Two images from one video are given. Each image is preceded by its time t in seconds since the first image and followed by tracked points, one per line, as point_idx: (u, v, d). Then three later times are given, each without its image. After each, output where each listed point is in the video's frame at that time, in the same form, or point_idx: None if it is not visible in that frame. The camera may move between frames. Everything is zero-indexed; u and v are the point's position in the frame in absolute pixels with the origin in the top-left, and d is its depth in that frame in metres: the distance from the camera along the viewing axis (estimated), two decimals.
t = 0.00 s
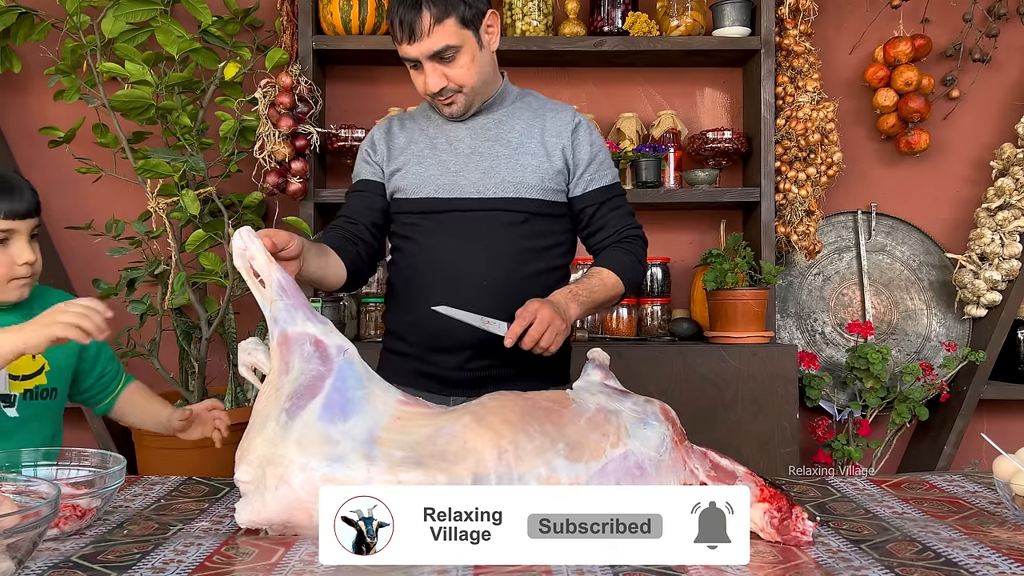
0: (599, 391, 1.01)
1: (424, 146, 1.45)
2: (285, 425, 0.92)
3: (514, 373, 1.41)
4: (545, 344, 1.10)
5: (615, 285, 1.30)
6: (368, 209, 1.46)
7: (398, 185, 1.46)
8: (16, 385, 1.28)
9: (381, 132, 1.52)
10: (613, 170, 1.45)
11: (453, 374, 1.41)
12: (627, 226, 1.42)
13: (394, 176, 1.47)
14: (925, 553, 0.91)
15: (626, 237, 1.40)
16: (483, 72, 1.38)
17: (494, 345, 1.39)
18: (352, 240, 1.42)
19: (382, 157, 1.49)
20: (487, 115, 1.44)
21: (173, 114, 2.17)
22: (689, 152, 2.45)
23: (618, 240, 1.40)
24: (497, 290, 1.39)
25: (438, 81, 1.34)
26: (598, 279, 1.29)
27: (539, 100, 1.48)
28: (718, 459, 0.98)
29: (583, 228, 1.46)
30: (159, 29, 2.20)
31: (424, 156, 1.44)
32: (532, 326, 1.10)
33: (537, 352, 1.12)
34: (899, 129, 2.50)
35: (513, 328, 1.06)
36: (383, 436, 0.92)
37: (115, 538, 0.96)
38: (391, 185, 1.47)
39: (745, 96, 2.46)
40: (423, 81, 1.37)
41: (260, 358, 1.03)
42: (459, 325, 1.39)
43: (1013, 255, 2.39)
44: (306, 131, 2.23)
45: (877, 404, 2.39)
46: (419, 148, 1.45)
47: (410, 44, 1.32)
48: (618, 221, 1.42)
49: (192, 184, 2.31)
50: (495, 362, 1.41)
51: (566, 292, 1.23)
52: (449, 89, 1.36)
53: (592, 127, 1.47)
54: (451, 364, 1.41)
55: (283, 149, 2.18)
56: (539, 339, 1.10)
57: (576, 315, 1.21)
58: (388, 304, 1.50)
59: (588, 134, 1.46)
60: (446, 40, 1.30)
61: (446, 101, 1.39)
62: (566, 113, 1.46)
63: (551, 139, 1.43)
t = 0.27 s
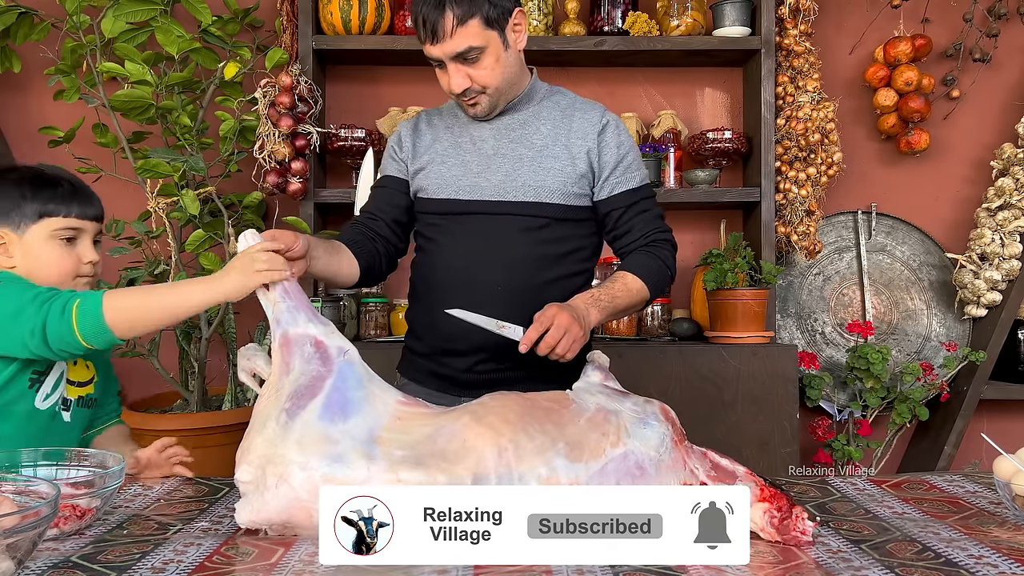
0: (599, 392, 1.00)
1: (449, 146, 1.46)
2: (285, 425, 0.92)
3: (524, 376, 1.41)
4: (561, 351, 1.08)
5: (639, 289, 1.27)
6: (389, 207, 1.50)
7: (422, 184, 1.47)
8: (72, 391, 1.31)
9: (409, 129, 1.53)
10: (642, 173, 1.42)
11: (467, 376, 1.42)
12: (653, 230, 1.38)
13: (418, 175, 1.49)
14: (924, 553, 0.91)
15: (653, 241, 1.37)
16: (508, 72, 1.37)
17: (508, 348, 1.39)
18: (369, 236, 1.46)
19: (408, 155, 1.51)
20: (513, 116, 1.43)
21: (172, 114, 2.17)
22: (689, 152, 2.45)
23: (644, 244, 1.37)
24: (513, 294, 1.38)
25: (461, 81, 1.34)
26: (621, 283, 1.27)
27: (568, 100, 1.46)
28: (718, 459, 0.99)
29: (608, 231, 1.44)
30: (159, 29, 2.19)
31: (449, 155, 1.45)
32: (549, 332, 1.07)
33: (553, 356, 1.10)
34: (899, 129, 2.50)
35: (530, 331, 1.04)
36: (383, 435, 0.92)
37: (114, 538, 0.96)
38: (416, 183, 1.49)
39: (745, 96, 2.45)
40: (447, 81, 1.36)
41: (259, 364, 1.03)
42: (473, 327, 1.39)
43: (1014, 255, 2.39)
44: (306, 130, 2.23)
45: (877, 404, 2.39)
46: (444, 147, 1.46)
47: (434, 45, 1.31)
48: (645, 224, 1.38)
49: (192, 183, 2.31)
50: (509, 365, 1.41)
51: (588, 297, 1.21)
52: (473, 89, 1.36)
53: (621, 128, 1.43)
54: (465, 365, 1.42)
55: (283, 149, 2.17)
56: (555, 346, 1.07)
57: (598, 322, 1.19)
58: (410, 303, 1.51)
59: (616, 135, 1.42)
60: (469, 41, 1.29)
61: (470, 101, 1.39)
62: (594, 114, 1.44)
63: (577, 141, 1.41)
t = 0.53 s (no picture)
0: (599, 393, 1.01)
1: (443, 145, 1.46)
2: (286, 423, 0.91)
3: (518, 375, 1.41)
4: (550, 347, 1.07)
5: (630, 286, 1.27)
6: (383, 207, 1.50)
7: (416, 184, 1.47)
8: (89, 391, 1.30)
9: (405, 130, 1.53)
10: (635, 172, 1.41)
11: (461, 375, 1.42)
12: (646, 228, 1.37)
13: (413, 175, 1.49)
14: (925, 553, 0.91)
15: (646, 239, 1.36)
16: (500, 73, 1.37)
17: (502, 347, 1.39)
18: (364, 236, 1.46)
19: (403, 155, 1.51)
20: (506, 115, 1.43)
21: (172, 114, 2.17)
22: (689, 152, 2.45)
23: (637, 242, 1.36)
24: (506, 293, 1.38)
25: (453, 80, 1.34)
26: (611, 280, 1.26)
27: (562, 99, 1.46)
28: (719, 459, 0.99)
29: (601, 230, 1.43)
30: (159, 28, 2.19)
31: (442, 155, 1.45)
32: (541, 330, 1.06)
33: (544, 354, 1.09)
34: (899, 129, 2.50)
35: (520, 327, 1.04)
36: (383, 434, 0.92)
37: (114, 538, 0.96)
38: (410, 183, 1.49)
39: (745, 96, 2.45)
40: (439, 80, 1.36)
41: (259, 368, 1.03)
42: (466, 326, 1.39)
43: (1014, 255, 2.39)
44: (306, 130, 2.23)
45: (877, 404, 2.39)
46: (438, 147, 1.46)
47: (425, 44, 1.31)
48: (638, 223, 1.38)
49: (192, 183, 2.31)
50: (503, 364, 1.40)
51: (578, 294, 1.19)
52: (465, 89, 1.36)
53: (614, 127, 1.43)
54: (458, 364, 1.42)
55: (283, 149, 2.17)
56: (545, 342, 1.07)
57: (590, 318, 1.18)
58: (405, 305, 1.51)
59: (609, 134, 1.42)
60: (460, 41, 1.29)
61: (463, 101, 1.39)
62: (588, 113, 1.43)
63: (569, 140, 1.41)
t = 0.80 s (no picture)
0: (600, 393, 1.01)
1: (407, 154, 1.46)
2: (289, 422, 0.91)
3: (501, 372, 1.41)
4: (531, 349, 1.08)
5: (603, 278, 1.28)
6: (356, 217, 1.50)
7: (385, 195, 1.47)
8: (93, 394, 1.30)
9: (368, 140, 1.52)
10: (597, 164, 1.42)
11: (444, 374, 1.42)
12: (612, 219, 1.39)
13: (381, 186, 1.49)
14: (925, 553, 0.91)
15: (612, 231, 1.38)
16: (459, 80, 1.35)
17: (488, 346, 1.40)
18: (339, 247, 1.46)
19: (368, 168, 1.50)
20: (467, 119, 1.43)
21: (172, 114, 2.17)
22: (689, 152, 2.45)
23: (604, 234, 1.37)
24: (485, 294, 1.39)
25: (414, 94, 1.32)
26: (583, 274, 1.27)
27: (521, 97, 1.46)
28: (720, 458, 1.00)
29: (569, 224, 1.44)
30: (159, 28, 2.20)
31: (408, 164, 1.45)
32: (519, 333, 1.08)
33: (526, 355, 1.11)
34: (899, 129, 2.50)
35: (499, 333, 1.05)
36: (386, 433, 0.92)
37: (115, 539, 0.96)
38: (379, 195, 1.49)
39: (745, 96, 2.45)
40: (400, 93, 1.34)
41: (265, 373, 1.04)
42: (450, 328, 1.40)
43: (1014, 255, 2.39)
44: (306, 130, 2.23)
45: (877, 404, 2.39)
46: (403, 156, 1.46)
47: (384, 60, 1.29)
48: (603, 215, 1.39)
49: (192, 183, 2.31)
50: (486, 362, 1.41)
51: (553, 291, 1.21)
52: (427, 100, 1.34)
53: (573, 122, 1.43)
54: (441, 364, 1.41)
55: (283, 149, 2.17)
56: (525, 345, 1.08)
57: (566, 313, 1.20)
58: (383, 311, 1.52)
59: (569, 129, 1.42)
60: (419, 54, 1.27)
61: (426, 112, 1.37)
62: (547, 109, 1.43)
63: (531, 139, 1.41)
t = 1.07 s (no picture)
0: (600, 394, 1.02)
1: (374, 176, 1.44)
2: (290, 422, 0.91)
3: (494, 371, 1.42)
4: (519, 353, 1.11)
5: (582, 272, 1.29)
6: (329, 236, 1.49)
7: (357, 218, 1.46)
8: (89, 396, 1.28)
9: (330, 161, 1.50)
10: (560, 162, 1.41)
11: (435, 377, 1.42)
12: (581, 214, 1.39)
13: (351, 209, 1.47)
14: (925, 553, 0.91)
15: (583, 224, 1.38)
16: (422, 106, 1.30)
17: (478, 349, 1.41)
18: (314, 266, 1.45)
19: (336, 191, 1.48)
20: (429, 136, 1.40)
21: (172, 113, 2.17)
22: (689, 152, 2.45)
23: (577, 228, 1.38)
24: (468, 306, 1.40)
25: (381, 130, 1.27)
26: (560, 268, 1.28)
27: (478, 104, 1.44)
28: (720, 458, 1.00)
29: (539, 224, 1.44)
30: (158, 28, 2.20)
31: (377, 186, 1.43)
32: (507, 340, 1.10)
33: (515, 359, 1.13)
34: (899, 129, 2.50)
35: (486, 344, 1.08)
36: (387, 429, 0.92)
37: (115, 538, 0.96)
38: (351, 217, 1.48)
39: (745, 96, 2.46)
40: (364, 130, 1.28)
41: (262, 394, 1.04)
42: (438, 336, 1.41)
43: (1014, 255, 2.39)
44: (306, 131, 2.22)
45: (877, 404, 2.39)
46: (370, 179, 1.44)
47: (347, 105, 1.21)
48: (571, 211, 1.39)
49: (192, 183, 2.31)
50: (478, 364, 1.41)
51: (535, 290, 1.23)
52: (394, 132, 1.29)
53: (532, 123, 1.42)
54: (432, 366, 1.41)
55: (283, 149, 2.18)
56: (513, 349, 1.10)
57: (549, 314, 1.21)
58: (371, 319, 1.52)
59: (529, 131, 1.41)
60: (383, 94, 1.21)
61: (392, 141, 1.33)
62: (505, 115, 1.42)
63: (494, 148, 1.40)
